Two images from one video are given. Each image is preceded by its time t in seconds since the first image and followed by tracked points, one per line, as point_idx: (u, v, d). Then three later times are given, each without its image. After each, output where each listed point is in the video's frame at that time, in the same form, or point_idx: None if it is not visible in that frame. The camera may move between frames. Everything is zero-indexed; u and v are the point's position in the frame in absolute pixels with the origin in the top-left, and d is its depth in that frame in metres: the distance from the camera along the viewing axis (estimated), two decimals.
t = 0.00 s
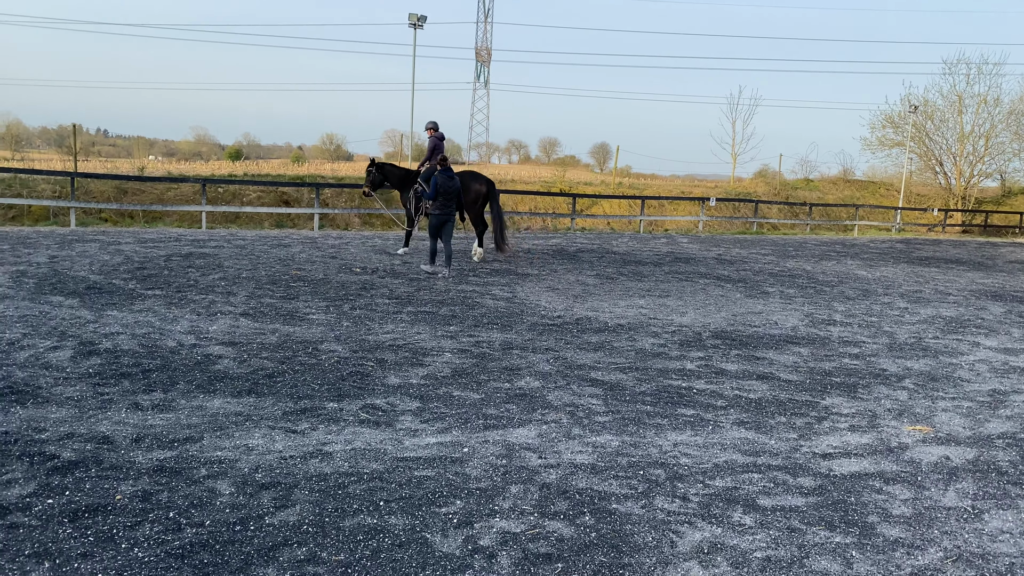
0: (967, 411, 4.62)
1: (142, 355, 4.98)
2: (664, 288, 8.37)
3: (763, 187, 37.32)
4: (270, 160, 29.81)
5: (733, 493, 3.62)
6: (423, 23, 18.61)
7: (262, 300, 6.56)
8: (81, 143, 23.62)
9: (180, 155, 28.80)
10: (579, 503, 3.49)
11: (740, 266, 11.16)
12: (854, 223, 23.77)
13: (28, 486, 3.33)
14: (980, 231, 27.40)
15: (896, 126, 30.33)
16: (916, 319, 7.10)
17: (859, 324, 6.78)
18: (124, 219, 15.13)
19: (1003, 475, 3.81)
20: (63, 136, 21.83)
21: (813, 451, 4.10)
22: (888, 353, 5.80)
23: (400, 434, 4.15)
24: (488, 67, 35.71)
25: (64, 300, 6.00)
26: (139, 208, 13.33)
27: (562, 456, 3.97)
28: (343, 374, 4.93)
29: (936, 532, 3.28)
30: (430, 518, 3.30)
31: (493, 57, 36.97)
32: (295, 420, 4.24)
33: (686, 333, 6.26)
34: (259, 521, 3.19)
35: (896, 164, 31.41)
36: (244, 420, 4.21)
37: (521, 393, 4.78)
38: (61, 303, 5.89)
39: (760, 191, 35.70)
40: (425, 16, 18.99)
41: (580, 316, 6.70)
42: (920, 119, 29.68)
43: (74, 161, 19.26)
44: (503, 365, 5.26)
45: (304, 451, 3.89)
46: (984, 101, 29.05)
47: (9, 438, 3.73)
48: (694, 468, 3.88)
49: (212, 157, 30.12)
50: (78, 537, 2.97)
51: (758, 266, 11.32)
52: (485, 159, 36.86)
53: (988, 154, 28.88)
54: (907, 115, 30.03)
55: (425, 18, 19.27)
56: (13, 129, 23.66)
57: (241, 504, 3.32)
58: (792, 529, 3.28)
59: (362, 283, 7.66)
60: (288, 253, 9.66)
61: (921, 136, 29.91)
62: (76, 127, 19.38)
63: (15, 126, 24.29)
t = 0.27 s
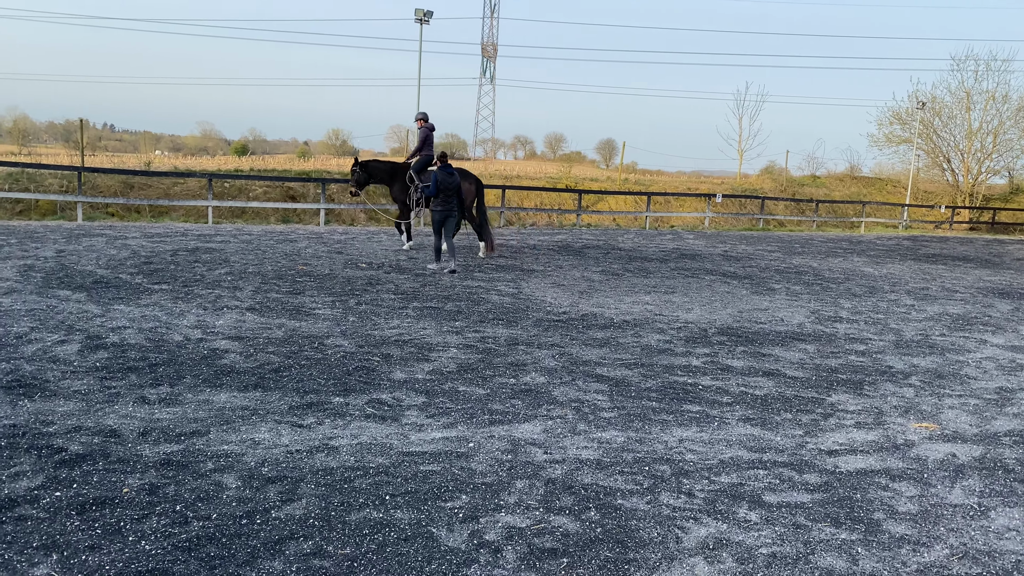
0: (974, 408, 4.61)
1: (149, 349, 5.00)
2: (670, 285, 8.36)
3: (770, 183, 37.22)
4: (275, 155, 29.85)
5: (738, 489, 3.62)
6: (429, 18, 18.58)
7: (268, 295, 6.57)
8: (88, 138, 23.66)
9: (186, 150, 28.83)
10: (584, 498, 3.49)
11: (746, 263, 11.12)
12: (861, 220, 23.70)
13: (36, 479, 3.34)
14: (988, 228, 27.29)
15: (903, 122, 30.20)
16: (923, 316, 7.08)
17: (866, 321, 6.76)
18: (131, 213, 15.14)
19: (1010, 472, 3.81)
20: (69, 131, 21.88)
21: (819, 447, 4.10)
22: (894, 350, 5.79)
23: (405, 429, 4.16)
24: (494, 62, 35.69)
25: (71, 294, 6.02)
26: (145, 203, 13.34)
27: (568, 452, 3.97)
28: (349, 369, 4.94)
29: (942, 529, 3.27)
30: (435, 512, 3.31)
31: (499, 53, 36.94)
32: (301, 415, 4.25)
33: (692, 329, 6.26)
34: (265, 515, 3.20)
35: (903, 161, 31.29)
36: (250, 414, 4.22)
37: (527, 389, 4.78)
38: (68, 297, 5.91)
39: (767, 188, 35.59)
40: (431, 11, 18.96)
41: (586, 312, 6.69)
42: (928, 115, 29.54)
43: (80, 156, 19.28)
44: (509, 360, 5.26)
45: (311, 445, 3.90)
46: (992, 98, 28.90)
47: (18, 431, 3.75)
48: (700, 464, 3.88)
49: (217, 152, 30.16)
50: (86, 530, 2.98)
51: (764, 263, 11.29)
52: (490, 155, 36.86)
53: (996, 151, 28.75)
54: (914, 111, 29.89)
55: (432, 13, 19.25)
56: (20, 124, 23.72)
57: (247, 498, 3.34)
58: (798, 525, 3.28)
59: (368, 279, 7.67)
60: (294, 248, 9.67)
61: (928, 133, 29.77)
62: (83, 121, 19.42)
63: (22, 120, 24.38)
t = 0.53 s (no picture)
0: (981, 406, 4.60)
1: (156, 345, 5.02)
2: (676, 282, 8.35)
3: (776, 180, 37.11)
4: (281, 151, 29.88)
5: (744, 486, 3.62)
6: (435, 14, 18.56)
7: (275, 291, 6.59)
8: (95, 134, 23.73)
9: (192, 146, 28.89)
10: (589, 494, 3.50)
11: (752, 260, 11.10)
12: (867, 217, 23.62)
13: (44, 473, 3.36)
14: (995, 225, 27.17)
15: (910, 119, 30.06)
16: (930, 313, 7.07)
17: (872, 318, 6.74)
18: (138, 209, 15.18)
19: (1017, 470, 3.80)
20: (76, 127, 21.94)
21: (825, 444, 4.10)
22: (900, 347, 5.78)
23: (411, 424, 4.17)
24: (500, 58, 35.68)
25: (79, 289, 6.05)
26: (152, 199, 13.38)
27: (573, 448, 3.98)
28: (356, 365, 4.95)
29: (948, 527, 3.27)
30: (440, 508, 3.32)
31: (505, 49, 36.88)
32: (307, 410, 4.27)
33: (698, 326, 6.25)
34: (271, 510, 3.21)
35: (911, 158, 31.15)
36: (257, 409, 4.24)
37: (532, 385, 4.79)
38: (75, 293, 5.93)
39: (773, 185, 35.49)
40: (436, 7, 18.95)
41: (591, 309, 6.69)
42: (936, 112, 29.41)
43: (87, 151, 19.35)
44: (514, 357, 5.27)
45: (317, 441, 3.92)
46: (1000, 95, 28.74)
47: (26, 426, 3.77)
48: (705, 461, 3.88)
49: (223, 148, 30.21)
50: (94, 524, 3.00)
51: (770, 260, 11.27)
52: (496, 153, 36.89)
53: (1005, 148, 28.59)
54: (922, 108, 29.75)
55: (439, 9, 19.21)
56: (27, 120, 23.78)
57: (253, 493, 3.35)
58: (803, 522, 3.28)
59: (374, 275, 7.68)
60: (300, 244, 9.68)
61: (936, 130, 29.63)
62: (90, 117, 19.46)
63: (30, 116, 24.46)
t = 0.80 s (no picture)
0: (987, 404, 4.58)
1: (162, 342, 5.03)
2: (681, 279, 8.34)
3: (782, 177, 37.01)
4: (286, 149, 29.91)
5: (749, 484, 3.62)
6: (441, 10, 18.53)
7: (280, 288, 6.61)
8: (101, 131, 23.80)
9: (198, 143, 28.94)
10: (595, 492, 3.50)
11: (758, 257, 11.07)
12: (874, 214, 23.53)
13: (51, 469, 3.38)
14: (1002, 223, 27.05)
15: (917, 116, 29.93)
16: (937, 311, 7.04)
17: (878, 316, 6.72)
18: (144, 206, 15.22)
19: None
20: (83, 124, 22.00)
21: (831, 442, 4.09)
22: (907, 345, 5.76)
23: (416, 421, 4.18)
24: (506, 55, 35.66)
25: (85, 286, 6.07)
26: (159, 196, 13.41)
27: (578, 445, 3.98)
28: (361, 362, 4.96)
29: (954, 525, 3.26)
30: (446, 504, 3.33)
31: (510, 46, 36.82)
32: (313, 407, 4.28)
33: (703, 323, 6.24)
34: (277, 506, 3.22)
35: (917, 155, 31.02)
36: (262, 406, 4.25)
37: (537, 382, 4.80)
38: (82, 289, 5.95)
39: (779, 182, 35.41)
40: (442, 4, 18.93)
41: (596, 306, 6.69)
42: (942, 109, 29.28)
43: (94, 148, 19.41)
44: (519, 354, 5.27)
45: (322, 438, 3.93)
46: (1008, 91, 28.58)
47: (33, 422, 3.79)
48: (710, 459, 3.88)
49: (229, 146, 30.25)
50: (100, 520, 3.02)
51: (776, 257, 11.24)
52: (501, 150, 36.88)
53: (1012, 145, 28.44)
54: (929, 105, 29.62)
55: (444, 6, 19.17)
56: (34, 117, 23.85)
57: (259, 489, 3.36)
58: (809, 520, 3.28)
59: (380, 272, 7.69)
60: (305, 241, 9.70)
61: (943, 127, 29.50)
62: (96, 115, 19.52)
63: (36, 113, 24.53)
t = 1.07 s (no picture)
0: (994, 402, 4.57)
1: (169, 339, 5.05)
2: (687, 277, 8.32)
3: (788, 175, 36.91)
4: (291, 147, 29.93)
5: (755, 482, 3.61)
6: (446, 9, 18.51)
7: (286, 286, 6.62)
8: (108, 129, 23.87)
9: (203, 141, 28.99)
10: (600, 489, 3.50)
11: (764, 255, 11.04)
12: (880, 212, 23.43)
13: (59, 466, 3.39)
14: (1010, 220, 26.94)
15: (924, 113, 29.81)
16: (944, 309, 7.01)
17: (885, 314, 6.70)
18: (151, 204, 15.25)
19: None
20: (89, 123, 22.06)
21: (837, 440, 4.08)
22: (913, 343, 5.74)
23: (422, 419, 4.19)
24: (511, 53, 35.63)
25: (92, 284, 6.09)
26: (165, 194, 13.43)
27: (584, 443, 3.98)
28: (367, 359, 4.97)
29: (961, 523, 3.25)
30: (452, 502, 3.33)
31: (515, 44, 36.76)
32: (319, 405, 4.29)
33: (709, 321, 6.23)
34: (284, 503, 3.23)
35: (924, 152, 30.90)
36: (269, 403, 4.26)
37: (543, 380, 4.80)
38: (89, 287, 5.97)
39: (784, 180, 35.32)
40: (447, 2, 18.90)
41: (602, 304, 6.69)
42: (949, 106, 29.14)
43: (100, 147, 19.46)
44: (525, 352, 5.27)
45: (328, 435, 3.93)
46: (1015, 88, 28.45)
47: (41, 419, 3.81)
48: (716, 457, 3.87)
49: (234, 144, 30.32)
50: (109, 516, 3.03)
51: (782, 255, 11.21)
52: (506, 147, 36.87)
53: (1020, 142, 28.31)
54: (936, 102, 29.49)
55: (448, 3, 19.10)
56: (41, 116, 23.91)
57: (266, 486, 3.37)
58: (815, 518, 3.28)
59: (385, 270, 7.70)
60: (311, 240, 9.71)
61: (950, 124, 29.39)
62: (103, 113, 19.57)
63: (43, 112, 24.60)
